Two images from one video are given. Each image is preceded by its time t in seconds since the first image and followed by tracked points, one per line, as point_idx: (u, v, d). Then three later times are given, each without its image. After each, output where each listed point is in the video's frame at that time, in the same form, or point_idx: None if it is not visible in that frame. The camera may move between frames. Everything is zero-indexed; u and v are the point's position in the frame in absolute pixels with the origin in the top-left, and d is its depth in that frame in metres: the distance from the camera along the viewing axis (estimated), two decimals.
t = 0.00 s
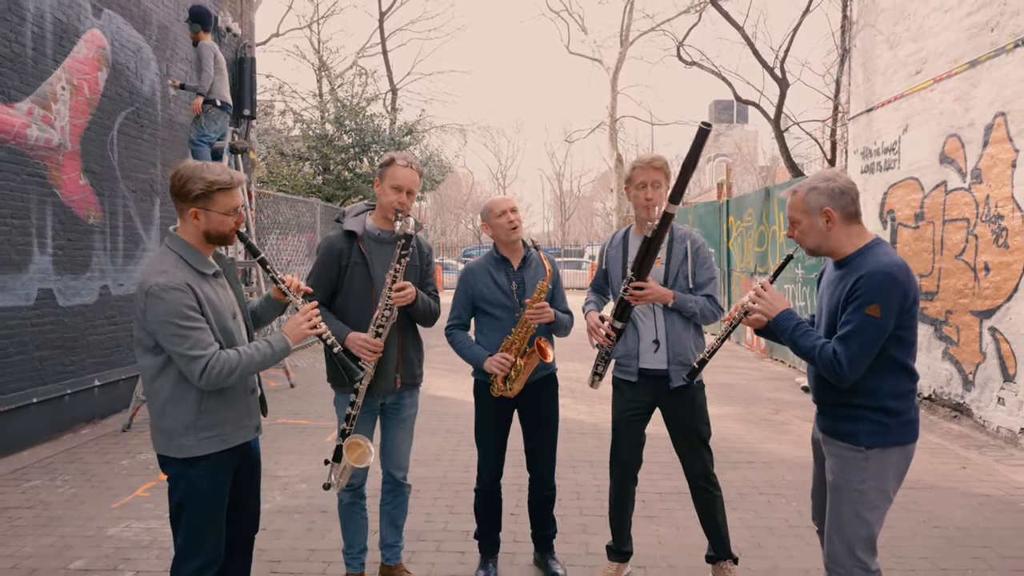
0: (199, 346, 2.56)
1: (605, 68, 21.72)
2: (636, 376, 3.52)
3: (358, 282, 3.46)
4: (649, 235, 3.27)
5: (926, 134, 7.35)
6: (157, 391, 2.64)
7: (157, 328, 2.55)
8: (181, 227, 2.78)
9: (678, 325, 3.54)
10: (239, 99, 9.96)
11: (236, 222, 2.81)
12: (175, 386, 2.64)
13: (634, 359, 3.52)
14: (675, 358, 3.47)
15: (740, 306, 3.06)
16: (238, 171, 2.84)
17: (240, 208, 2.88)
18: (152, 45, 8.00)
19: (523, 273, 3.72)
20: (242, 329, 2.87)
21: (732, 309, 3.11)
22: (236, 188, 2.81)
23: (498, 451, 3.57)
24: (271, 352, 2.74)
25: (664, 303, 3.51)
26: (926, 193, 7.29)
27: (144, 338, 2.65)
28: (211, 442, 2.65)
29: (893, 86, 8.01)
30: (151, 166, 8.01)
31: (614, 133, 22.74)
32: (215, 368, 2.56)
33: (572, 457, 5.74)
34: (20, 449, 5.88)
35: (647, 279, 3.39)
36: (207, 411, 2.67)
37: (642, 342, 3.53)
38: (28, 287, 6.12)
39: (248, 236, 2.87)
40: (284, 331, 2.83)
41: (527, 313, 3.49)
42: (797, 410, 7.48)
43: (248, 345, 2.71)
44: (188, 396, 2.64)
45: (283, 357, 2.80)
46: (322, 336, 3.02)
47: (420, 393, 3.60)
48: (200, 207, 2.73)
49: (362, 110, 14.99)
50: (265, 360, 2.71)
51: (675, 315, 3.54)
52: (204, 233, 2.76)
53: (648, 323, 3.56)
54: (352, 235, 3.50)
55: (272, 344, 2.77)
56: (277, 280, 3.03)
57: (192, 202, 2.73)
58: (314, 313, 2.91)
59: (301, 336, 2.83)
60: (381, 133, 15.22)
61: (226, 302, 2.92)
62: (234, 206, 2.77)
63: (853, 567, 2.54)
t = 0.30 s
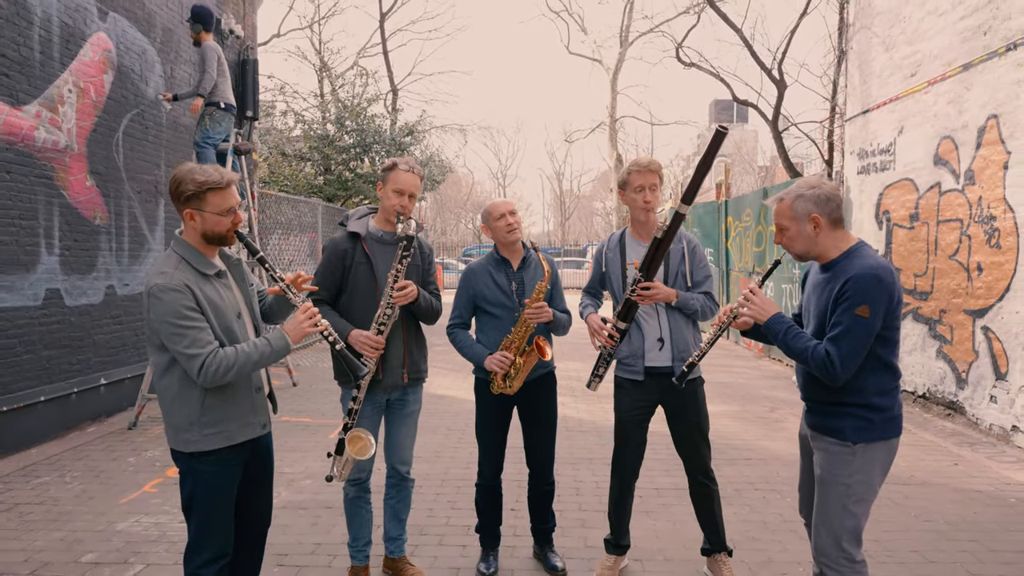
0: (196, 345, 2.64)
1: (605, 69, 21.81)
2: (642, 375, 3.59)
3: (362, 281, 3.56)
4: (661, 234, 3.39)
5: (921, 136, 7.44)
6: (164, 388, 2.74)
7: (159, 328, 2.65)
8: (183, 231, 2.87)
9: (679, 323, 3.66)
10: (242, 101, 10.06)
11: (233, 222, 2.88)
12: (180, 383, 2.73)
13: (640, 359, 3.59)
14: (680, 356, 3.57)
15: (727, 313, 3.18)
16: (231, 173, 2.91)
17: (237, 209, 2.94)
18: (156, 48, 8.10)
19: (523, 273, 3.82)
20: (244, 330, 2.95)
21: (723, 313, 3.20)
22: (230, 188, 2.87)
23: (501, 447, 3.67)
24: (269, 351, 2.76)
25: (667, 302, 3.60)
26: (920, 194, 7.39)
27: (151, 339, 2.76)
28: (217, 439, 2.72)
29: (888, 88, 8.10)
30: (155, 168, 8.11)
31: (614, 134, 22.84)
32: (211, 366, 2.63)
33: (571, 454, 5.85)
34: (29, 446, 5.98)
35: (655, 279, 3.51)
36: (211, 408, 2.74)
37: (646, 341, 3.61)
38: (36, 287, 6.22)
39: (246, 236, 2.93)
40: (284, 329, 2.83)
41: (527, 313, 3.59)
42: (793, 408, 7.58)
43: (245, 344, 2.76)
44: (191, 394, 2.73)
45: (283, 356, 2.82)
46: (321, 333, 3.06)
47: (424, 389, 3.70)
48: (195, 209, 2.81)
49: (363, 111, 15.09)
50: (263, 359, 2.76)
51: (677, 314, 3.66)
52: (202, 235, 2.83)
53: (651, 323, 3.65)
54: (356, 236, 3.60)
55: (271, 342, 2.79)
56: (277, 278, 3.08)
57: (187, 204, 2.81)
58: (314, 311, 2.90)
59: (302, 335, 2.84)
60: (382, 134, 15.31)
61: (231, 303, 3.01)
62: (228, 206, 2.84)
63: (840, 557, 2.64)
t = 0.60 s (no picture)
0: (211, 332, 2.77)
1: (605, 69, 21.93)
2: (642, 371, 3.70)
3: (366, 281, 3.68)
4: (662, 235, 3.50)
5: (914, 138, 7.56)
6: (185, 378, 2.90)
7: (174, 319, 2.79)
8: (194, 232, 3.00)
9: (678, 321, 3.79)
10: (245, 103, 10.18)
11: (237, 216, 2.99)
12: (199, 373, 2.88)
13: (640, 356, 3.71)
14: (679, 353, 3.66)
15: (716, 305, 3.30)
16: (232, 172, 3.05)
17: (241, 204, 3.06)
18: (162, 51, 8.23)
19: (522, 274, 3.93)
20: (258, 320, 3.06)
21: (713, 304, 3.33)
22: (231, 184, 3.00)
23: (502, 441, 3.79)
24: (281, 331, 2.87)
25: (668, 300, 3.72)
26: (914, 196, 7.51)
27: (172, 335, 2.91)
28: (233, 428, 2.85)
29: (883, 91, 8.21)
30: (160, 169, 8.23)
31: (614, 134, 22.96)
32: (227, 350, 2.75)
33: (570, 450, 5.97)
34: (38, 442, 6.11)
35: (656, 278, 3.60)
36: (228, 394, 2.88)
37: (647, 338, 3.72)
38: (45, 286, 6.34)
39: (251, 228, 3.03)
40: (293, 309, 2.95)
41: (525, 312, 3.71)
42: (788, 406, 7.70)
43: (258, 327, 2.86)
44: (209, 382, 2.88)
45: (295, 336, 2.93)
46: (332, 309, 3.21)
47: (426, 385, 3.82)
48: (199, 205, 2.93)
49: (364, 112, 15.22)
50: (275, 340, 2.86)
51: (678, 313, 3.78)
52: (209, 230, 2.94)
53: (652, 321, 3.76)
54: (360, 238, 3.72)
55: (283, 322, 2.90)
56: (282, 264, 3.20)
57: (192, 201, 2.93)
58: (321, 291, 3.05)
59: (311, 312, 2.98)
60: (383, 135, 15.44)
61: (243, 298, 3.12)
62: (230, 199, 2.95)
63: (825, 546, 2.76)
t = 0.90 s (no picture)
0: (231, 319, 2.90)
1: (605, 69, 22.01)
2: (640, 366, 3.81)
3: (367, 281, 3.78)
4: (656, 234, 3.60)
5: (909, 140, 7.65)
6: (205, 368, 3.03)
7: (196, 310, 2.93)
8: (210, 233, 3.11)
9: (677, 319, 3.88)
10: (248, 104, 10.28)
11: (249, 213, 3.10)
12: (219, 362, 3.02)
13: (638, 351, 3.81)
14: (674, 350, 3.74)
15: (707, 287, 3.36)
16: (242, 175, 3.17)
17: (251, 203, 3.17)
18: (166, 54, 8.33)
19: (519, 274, 4.04)
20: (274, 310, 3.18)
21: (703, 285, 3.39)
22: (241, 184, 3.12)
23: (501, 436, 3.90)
24: (297, 314, 2.99)
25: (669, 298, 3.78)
26: (908, 196, 7.61)
27: (195, 329, 3.05)
28: (248, 416, 2.97)
29: (879, 93, 8.31)
30: (164, 170, 8.33)
31: (614, 134, 23.06)
32: (248, 335, 2.88)
33: (568, 448, 6.07)
34: (45, 439, 6.21)
35: (654, 276, 3.67)
36: (246, 381, 3.02)
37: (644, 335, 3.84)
38: (51, 286, 6.44)
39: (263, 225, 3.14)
40: (306, 293, 3.09)
41: (520, 310, 3.80)
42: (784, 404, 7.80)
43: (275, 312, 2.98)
44: (229, 371, 3.01)
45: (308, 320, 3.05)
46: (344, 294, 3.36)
47: (425, 381, 3.93)
48: (213, 205, 3.04)
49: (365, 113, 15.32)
50: (290, 322, 2.96)
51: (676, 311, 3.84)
52: (224, 228, 3.05)
53: (651, 317, 3.89)
54: (361, 239, 3.82)
55: (299, 306, 3.03)
56: (293, 256, 3.32)
57: (205, 203, 3.04)
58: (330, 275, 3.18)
59: (323, 294, 3.12)
60: (384, 136, 15.54)
61: (257, 294, 3.23)
62: (241, 197, 3.06)
63: (813, 534, 2.86)
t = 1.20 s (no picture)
0: (244, 312, 2.99)
1: (605, 70, 22.08)
2: (638, 362, 3.90)
3: (368, 280, 3.85)
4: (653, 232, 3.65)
5: (905, 140, 7.73)
6: (215, 360, 3.12)
7: (210, 302, 3.02)
8: (229, 232, 3.22)
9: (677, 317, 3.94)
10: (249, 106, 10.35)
11: (265, 214, 3.21)
12: (230, 354, 3.10)
13: (637, 348, 3.89)
14: (672, 348, 3.80)
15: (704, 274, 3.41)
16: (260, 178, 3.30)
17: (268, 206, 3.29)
18: (168, 56, 8.41)
19: (513, 273, 4.09)
20: (285, 306, 3.25)
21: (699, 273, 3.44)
22: (259, 187, 3.24)
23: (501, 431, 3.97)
24: (306, 309, 3.08)
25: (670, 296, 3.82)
26: (904, 197, 7.68)
27: (207, 321, 3.13)
28: (256, 406, 3.05)
29: (875, 94, 8.38)
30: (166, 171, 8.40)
31: (614, 135, 23.13)
32: (259, 327, 2.97)
33: (567, 445, 6.14)
34: (51, 437, 6.28)
35: (653, 275, 3.74)
36: (255, 372, 3.10)
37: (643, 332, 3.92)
38: (56, 285, 6.51)
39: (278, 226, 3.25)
40: (315, 291, 3.20)
41: (511, 309, 3.86)
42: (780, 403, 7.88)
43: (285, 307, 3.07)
44: (239, 362, 3.09)
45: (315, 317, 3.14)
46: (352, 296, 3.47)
47: (425, 377, 4.01)
48: (232, 205, 3.16)
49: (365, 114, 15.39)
50: (299, 318, 3.05)
51: (677, 311, 3.88)
52: (242, 227, 3.17)
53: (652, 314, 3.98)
54: (361, 239, 3.90)
55: (307, 302, 3.12)
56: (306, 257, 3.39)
57: (224, 202, 3.16)
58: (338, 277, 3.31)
59: (331, 293, 3.23)
60: (384, 136, 15.61)
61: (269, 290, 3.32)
62: (258, 198, 3.18)
63: (806, 525, 2.93)
